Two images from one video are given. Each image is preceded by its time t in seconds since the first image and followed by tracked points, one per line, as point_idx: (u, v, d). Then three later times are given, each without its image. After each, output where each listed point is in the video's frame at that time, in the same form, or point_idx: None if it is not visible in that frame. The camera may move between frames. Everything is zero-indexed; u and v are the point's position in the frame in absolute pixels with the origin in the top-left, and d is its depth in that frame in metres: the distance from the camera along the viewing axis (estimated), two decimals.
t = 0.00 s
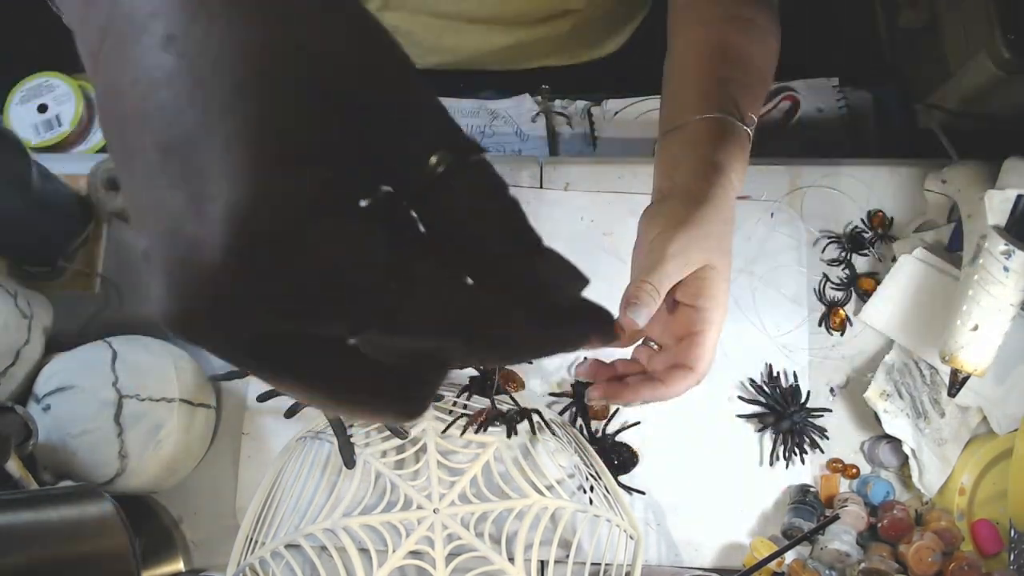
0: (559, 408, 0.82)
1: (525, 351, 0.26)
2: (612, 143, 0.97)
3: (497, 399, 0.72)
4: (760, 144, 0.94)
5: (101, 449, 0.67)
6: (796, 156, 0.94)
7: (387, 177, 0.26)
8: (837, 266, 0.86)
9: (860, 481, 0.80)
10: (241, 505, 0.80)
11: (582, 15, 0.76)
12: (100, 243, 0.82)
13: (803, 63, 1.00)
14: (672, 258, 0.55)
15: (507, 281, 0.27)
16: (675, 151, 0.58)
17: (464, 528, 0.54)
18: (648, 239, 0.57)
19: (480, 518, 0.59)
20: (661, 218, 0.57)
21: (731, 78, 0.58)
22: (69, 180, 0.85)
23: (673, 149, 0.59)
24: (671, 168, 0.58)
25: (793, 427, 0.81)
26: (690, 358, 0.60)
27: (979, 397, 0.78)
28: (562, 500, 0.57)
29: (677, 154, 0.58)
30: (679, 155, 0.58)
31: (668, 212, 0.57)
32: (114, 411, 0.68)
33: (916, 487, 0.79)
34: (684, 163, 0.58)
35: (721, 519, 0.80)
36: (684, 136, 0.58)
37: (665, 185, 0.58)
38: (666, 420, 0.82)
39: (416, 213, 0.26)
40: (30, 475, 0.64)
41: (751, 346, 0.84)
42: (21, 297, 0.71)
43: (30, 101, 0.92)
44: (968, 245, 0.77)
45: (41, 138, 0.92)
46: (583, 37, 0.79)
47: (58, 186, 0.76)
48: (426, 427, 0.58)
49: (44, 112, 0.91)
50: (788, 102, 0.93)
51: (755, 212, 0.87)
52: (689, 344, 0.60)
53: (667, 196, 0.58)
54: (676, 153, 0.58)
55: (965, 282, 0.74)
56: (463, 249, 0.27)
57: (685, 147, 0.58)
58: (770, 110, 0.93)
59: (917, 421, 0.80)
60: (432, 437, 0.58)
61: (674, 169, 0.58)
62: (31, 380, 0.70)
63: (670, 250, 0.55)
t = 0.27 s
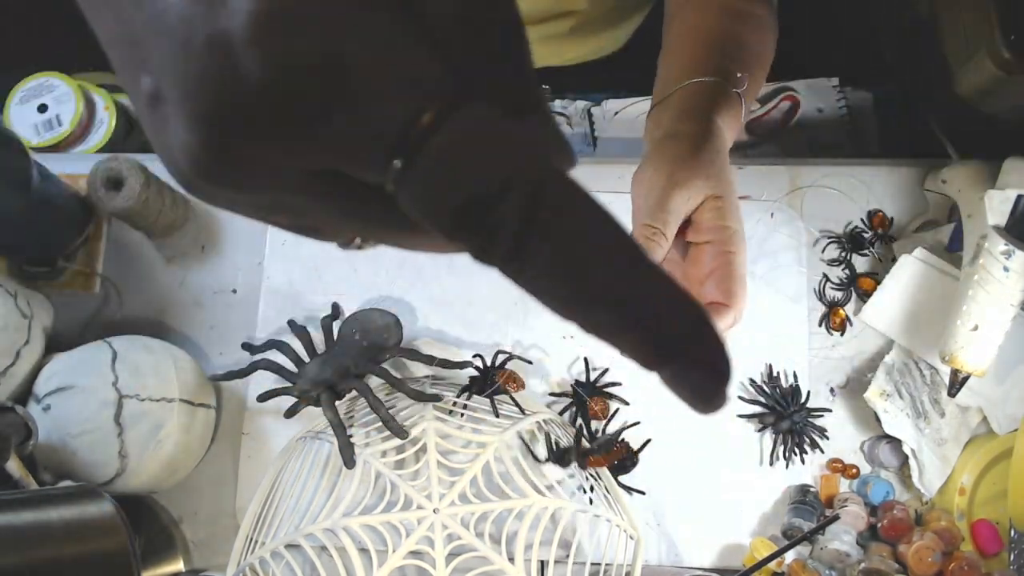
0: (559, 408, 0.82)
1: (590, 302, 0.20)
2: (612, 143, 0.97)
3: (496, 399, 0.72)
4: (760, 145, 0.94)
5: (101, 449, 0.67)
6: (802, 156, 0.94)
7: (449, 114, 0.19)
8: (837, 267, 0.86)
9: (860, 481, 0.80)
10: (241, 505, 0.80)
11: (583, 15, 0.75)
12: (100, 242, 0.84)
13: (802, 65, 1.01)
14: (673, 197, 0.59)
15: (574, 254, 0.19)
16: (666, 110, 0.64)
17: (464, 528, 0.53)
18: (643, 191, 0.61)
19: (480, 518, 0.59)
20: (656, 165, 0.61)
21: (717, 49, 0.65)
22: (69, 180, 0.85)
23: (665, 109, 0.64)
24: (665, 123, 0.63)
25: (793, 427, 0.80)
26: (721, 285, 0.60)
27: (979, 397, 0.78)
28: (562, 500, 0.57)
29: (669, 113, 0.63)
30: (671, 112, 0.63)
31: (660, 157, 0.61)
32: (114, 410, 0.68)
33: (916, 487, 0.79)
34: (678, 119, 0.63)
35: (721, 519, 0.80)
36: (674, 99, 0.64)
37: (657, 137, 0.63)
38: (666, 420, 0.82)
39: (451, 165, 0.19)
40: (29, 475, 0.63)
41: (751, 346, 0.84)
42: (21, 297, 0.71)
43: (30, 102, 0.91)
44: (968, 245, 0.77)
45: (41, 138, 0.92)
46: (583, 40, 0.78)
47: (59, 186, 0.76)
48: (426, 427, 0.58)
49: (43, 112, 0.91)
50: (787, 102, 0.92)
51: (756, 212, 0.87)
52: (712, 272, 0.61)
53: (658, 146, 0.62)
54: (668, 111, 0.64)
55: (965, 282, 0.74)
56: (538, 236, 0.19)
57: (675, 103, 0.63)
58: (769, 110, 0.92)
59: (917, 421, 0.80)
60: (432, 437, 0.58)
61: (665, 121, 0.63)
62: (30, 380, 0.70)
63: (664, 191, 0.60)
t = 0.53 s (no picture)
0: (559, 408, 0.82)
1: (560, 257, 0.21)
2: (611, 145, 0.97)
3: (497, 399, 0.72)
4: (758, 145, 0.94)
5: (101, 449, 0.67)
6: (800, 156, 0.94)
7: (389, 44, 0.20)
8: (837, 267, 0.86)
9: (860, 481, 0.80)
10: (241, 505, 0.80)
11: (581, 14, 0.75)
12: (100, 244, 0.85)
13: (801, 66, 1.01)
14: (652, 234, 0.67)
15: (544, 207, 0.20)
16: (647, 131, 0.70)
17: (464, 528, 0.53)
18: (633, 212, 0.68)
19: (480, 518, 0.59)
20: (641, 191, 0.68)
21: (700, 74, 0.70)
22: (70, 180, 0.85)
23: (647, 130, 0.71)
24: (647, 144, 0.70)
25: (793, 427, 0.81)
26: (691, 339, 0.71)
27: (978, 397, 0.78)
28: (562, 500, 0.57)
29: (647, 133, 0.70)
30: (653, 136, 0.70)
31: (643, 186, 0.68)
32: (114, 411, 0.68)
33: (916, 487, 0.79)
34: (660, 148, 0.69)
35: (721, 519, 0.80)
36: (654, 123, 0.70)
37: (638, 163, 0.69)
38: (666, 420, 0.82)
39: (399, 92, 0.20)
40: (30, 475, 0.63)
41: (751, 346, 0.84)
42: (21, 297, 0.70)
43: (30, 102, 0.92)
44: (968, 245, 0.77)
45: (41, 138, 0.92)
46: (580, 40, 0.78)
47: (60, 186, 0.76)
48: (426, 428, 0.58)
49: (44, 112, 0.91)
50: (788, 101, 0.92)
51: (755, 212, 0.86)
52: (681, 326, 0.71)
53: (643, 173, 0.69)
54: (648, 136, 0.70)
55: (964, 282, 0.74)
56: (501, 172, 0.20)
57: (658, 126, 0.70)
58: (769, 110, 0.92)
59: (917, 421, 0.80)
60: (432, 437, 0.58)
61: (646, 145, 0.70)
62: (30, 380, 0.70)
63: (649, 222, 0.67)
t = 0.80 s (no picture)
0: (559, 408, 0.82)
1: (553, 133, 0.22)
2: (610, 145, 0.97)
3: (497, 399, 0.72)
4: (760, 145, 0.94)
5: (101, 449, 0.67)
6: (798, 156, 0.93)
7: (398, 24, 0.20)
8: (837, 267, 0.86)
9: (860, 481, 0.80)
10: (241, 505, 0.80)
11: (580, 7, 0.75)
12: (100, 244, 0.85)
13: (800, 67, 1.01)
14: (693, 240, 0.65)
15: (576, 128, 0.22)
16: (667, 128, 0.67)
17: (464, 528, 0.53)
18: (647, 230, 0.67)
19: (480, 518, 0.59)
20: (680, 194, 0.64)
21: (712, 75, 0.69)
22: (70, 180, 0.85)
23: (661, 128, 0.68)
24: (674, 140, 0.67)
25: (793, 427, 0.81)
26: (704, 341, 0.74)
27: (978, 397, 0.78)
28: (562, 500, 0.57)
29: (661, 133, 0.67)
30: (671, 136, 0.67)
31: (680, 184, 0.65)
32: (114, 411, 0.68)
33: (916, 487, 0.79)
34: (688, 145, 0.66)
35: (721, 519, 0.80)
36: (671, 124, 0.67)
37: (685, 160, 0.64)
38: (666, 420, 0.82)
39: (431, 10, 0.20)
40: (30, 475, 0.63)
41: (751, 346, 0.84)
42: (22, 297, 0.70)
43: (30, 102, 0.91)
44: (968, 245, 0.77)
45: (41, 138, 0.91)
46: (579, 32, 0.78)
47: (60, 186, 0.76)
48: (426, 427, 0.58)
49: (44, 112, 0.91)
50: (788, 102, 0.92)
51: (755, 212, 0.86)
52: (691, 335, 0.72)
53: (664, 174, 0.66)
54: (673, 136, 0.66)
55: (964, 282, 0.74)
56: (539, 103, 0.21)
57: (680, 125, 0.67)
58: (769, 110, 0.92)
59: (917, 421, 0.80)
60: (432, 437, 0.58)
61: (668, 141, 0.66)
62: (30, 380, 0.70)
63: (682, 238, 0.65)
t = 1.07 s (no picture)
0: (559, 408, 0.82)
1: None
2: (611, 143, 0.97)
3: (497, 399, 0.72)
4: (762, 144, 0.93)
5: (101, 449, 0.67)
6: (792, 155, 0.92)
7: None
8: (837, 267, 0.86)
9: (860, 481, 0.80)
10: (241, 505, 0.80)
11: None
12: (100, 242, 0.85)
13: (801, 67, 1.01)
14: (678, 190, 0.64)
15: None
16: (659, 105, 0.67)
17: (464, 528, 0.53)
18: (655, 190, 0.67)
19: (480, 518, 0.59)
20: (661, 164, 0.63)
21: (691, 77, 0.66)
22: (69, 179, 0.85)
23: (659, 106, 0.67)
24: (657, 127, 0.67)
25: (792, 427, 0.80)
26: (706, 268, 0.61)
27: (978, 396, 0.78)
28: (562, 500, 0.57)
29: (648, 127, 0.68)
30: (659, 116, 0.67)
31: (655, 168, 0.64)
32: (114, 411, 0.68)
33: (916, 487, 0.79)
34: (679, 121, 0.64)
35: (721, 518, 0.80)
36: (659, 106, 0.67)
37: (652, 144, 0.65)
38: (666, 420, 0.82)
39: None
40: (30, 475, 0.63)
41: (751, 346, 0.84)
42: (21, 297, 0.70)
43: (29, 102, 0.91)
44: (968, 246, 0.77)
45: (41, 138, 0.91)
46: None
47: (60, 186, 0.76)
48: (426, 427, 0.58)
49: (43, 112, 0.91)
50: (787, 102, 0.93)
51: (755, 212, 0.86)
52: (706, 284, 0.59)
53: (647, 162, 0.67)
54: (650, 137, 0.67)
55: (964, 282, 0.74)
56: None
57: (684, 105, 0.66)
58: (769, 110, 0.93)
59: (917, 421, 0.80)
60: (432, 437, 0.58)
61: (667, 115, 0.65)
62: (31, 380, 0.70)
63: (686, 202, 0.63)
